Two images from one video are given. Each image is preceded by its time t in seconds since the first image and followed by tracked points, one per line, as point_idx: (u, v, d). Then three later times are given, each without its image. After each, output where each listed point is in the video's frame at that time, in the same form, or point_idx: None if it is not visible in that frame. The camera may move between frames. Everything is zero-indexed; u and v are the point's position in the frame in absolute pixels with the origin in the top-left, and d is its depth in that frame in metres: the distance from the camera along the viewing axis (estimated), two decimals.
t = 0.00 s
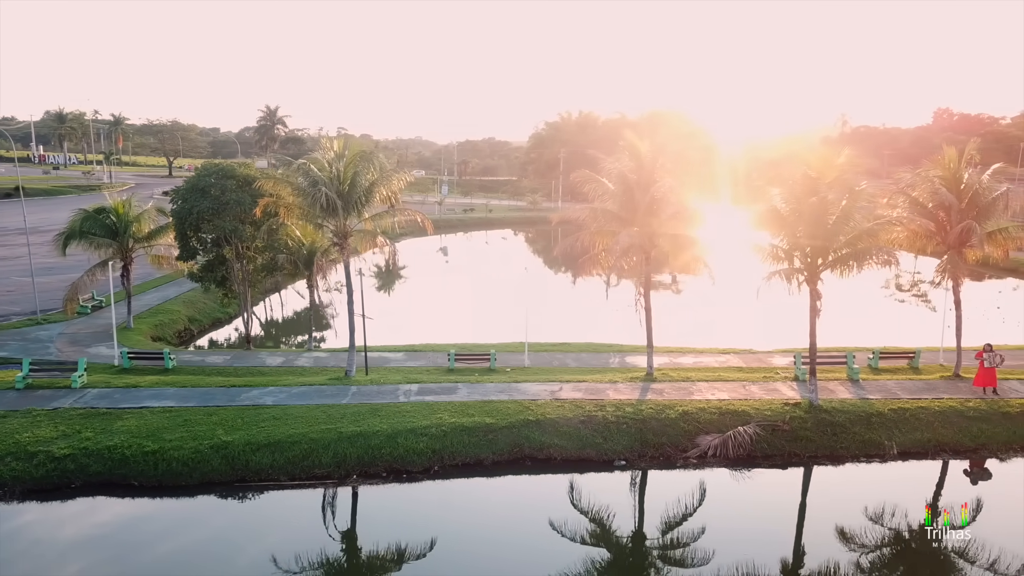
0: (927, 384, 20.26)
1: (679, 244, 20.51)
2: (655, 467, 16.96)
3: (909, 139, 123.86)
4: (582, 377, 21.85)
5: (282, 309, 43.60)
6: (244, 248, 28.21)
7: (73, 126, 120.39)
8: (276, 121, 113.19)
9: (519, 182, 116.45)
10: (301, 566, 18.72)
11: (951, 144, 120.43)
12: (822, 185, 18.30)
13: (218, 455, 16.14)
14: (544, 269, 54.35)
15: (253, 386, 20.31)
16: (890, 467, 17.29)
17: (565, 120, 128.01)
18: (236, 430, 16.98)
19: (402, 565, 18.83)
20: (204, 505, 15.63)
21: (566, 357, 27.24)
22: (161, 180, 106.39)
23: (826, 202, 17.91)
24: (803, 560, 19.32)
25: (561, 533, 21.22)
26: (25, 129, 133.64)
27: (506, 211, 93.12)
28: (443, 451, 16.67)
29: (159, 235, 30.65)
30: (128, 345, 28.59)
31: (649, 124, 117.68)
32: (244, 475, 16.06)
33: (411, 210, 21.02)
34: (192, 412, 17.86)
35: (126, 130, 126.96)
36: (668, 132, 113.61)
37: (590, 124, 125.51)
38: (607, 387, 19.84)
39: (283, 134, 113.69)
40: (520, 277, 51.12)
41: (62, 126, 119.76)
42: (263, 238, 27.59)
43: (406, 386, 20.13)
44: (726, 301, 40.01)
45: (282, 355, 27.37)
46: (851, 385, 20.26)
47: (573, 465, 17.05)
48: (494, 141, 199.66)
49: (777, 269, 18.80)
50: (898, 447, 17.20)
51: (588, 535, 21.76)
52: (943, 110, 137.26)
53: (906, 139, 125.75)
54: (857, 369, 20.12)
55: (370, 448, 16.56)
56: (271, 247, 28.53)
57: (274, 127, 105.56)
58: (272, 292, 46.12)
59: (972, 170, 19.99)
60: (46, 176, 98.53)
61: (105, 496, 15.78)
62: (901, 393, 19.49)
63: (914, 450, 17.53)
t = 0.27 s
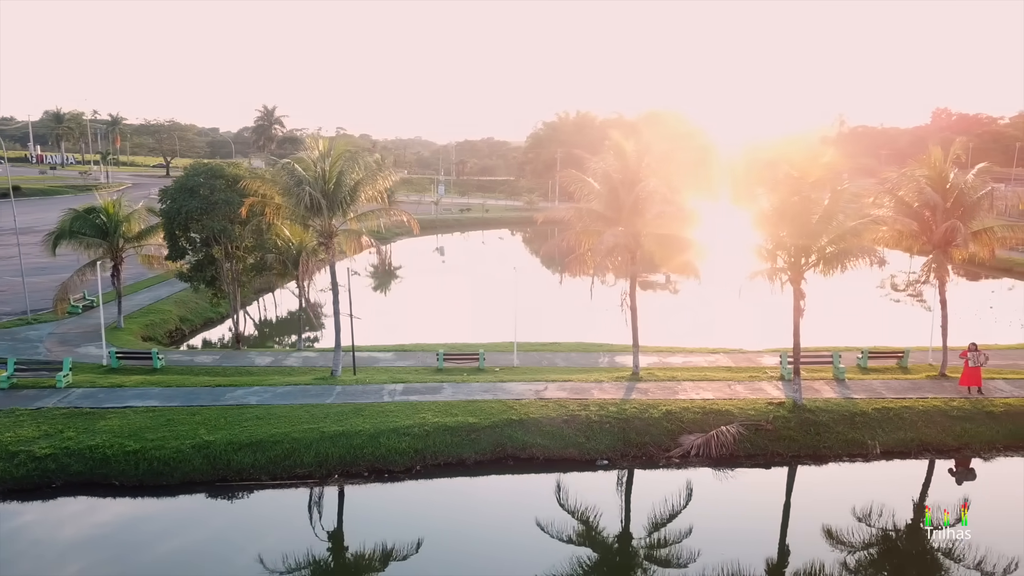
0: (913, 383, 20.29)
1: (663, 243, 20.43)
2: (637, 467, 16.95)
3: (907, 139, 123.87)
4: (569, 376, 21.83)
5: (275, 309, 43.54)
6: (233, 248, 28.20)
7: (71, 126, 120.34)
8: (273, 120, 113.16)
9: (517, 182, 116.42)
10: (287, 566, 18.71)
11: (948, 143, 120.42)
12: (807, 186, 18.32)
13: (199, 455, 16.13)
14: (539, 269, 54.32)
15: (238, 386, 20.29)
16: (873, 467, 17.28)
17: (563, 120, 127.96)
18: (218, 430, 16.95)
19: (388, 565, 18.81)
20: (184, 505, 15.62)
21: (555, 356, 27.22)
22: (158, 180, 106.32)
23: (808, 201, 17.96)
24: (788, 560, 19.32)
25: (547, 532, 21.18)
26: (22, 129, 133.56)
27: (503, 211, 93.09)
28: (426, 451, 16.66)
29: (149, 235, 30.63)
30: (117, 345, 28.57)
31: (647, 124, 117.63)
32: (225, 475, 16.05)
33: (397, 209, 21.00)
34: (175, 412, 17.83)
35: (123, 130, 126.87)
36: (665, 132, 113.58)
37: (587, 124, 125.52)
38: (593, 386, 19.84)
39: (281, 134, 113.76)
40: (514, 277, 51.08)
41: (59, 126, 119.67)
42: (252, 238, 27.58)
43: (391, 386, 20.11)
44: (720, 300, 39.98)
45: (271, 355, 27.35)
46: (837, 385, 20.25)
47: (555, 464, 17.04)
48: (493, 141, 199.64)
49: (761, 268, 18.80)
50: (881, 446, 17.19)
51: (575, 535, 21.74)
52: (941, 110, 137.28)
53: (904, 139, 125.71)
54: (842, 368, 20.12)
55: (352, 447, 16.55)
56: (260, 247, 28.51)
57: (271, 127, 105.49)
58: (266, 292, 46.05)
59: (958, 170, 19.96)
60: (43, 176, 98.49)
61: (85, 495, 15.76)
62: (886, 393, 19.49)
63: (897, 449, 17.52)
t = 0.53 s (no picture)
0: (898, 383, 20.28)
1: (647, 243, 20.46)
2: (619, 466, 16.95)
3: (905, 139, 123.90)
4: (556, 376, 21.83)
5: (268, 309, 43.51)
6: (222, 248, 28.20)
7: (67, 125, 120.27)
8: (270, 120, 113.11)
9: (514, 181, 116.38)
10: (274, 565, 18.71)
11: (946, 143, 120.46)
12: (788, 186, 18.31)
13: (181, 455, 16.12)
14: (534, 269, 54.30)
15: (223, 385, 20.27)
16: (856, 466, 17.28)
17: (560, 120, 127.92)
18: (200, 430, 16.93)
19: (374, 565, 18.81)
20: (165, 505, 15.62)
21: (544, 356, 27.21)
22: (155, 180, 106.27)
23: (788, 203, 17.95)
24: (772, 560, 19.32)
25: (533, 532, 21.16)
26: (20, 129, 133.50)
27: (500, 211, 93.09)
28: (408, 450, 16.67)
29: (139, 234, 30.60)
30: (107, 345, 28.55)
31: (645, 124, 117.59)
32: (207, 474, 16.06)
33: (383, 209, 21.02)
34: (158, 411, 17.81)
35: (121, 129, 126.81)
36: (662, 132, 113.52)
37: (584, 124, 125.52)
38: (577, 386, 19.84)
39: (278, 134, 113.84)
40: (508, 277, 51.06)
41: (56, 126, 119.59)
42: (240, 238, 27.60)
43: (376, 386, 20.11)
44: (714, 300, 39.98)
45: (260, 354, 27.33)
46: (822, 385, 20.25)
47: (537, 464, 17.05)
48: (491, 141, 199.61)
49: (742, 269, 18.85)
50: (864, 446, 17.19)
51: (561, 535, 21.72)
52: (939, 110, 137.33)
53: (901, 139, 125.79)
54: (827, 368, 20.12)
55: (333, 447, 16.56)
56: (249, 247, 28.54)
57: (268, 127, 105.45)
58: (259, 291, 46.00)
59: (942, 169, 19.97)
60: (39, 176, 98.45)
61: (66, 495, 15.76)
62: (870, 393, 19.49)
63: (880, 449, 17.51)
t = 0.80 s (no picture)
0: (883, 383, 20.27)
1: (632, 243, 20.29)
2: (601, 465, 16.96)
3: (903, 139, 123.86)
4: (542, 375, 21.83)
5: (261, 308, 43.51)
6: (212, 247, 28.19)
7: (65, 126, 120.37)
8: (268, 120, 113.82)
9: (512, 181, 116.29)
10: (260, 565, 18.69)
11: (944, 143, 120.37)
12: (770, 185, 18.20)
13: (162, 454, 16.12)
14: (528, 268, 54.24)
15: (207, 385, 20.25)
16: (838, 465, 17.28)
17: (558, 120, 127.87)
18: (182, 429, 16.92)
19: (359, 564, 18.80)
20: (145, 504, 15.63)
21: (533, 355, 27.18)
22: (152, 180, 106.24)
23: (768, 202, 17.89)
24: (756, 559, 19.32)
25: (518, 532, 21.15)
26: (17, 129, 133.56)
27: (497, 211, 93.04)
28: (390, 450, 16.68)
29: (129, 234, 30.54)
30: (96, 345, 28.54)
31: (642, 124, 117.56)
32: (187, 473, 16.06)
33: (368, 208, 21.02)
34: (141, 411, 17.79)
35: (118, 130, 126.77)
36: (659, 132, 113.50)
37: (582, 124, 125.46)
38: (562, 385, 19.85)
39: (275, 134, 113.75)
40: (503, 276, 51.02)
41: (53, 126, 119.60)
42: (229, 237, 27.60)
43: (361, 385, 20.11)
44: (706, 299, 39.91)
45: (249, 354, 27.31)
46: (808, 384, 20.25)
47: (519, 463, 17.06)
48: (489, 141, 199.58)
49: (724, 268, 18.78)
50: (846, 445, 17.18)
51: (547, 535, 21.71)
52: (937, 110, 137.23)
53: (900, 138, 125.70)
54: (812, 367, 20.12)
55: (315, 447, 16.55)
56: (238, 247, 28.53)
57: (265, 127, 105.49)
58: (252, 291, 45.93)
59: (927, 169, 19.96)
60: (36, 177, 98.46)
61: (47, 494, 15.76)
62: (855, 392, 19.49)
63: (863, 448, 17.50)
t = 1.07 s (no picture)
0: (868, 382, 20.27)
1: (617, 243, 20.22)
2: (583, 465, 16.97)
3: (901, 139, 123.79)
4: (528, 375, 21.84)
5: (255, 308, 43.55)
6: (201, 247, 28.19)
7: (62, 126, 120.33)
8: (265, 120, 113.83)
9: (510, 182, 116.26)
10: (247, 565, 18.67)
11: (942, 143, 120.38)
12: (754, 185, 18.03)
13: (143, 454, 16.12)
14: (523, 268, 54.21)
15: (193, 385, 20.26)
16: (821, 465, 17.28)
17: (556, 120, 127.82)
18: (165, 429, 16.92)
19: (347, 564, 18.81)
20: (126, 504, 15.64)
21: (522, 355, 27.17)
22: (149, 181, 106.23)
23: (751, 201, 17.73)
24: (741, 559, 19.34)
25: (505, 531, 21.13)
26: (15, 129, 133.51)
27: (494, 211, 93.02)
28: (372, 450, 16.68)
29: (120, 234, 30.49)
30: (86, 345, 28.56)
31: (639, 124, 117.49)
32: (169, 473, 16.07)
33: (354, 207, 21.06)
34: (125, 411, 17.78)
35: (115, 130, 126.74)
36: (657, 131, 113.40)
37: (580, 124, 125.41)
38: (548, 385, 19.85)
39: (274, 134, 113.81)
40: (497, 276, 50.99)
41: (50, 126, 119.54)
42: (219, 237, 27.61)
43: (346, 385, 20.11)
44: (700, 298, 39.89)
45: (238, 354, 27.31)
46: (793, 384, 20.27)
47: (502, 463, 17.06)
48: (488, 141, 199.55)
49: (708, 268, 18.58)
50: (829, 445, 17.18)
51: (533, 534, 21.70)
52: (936, 110, 137.16)
53: (898, 138, 125.75)
54: (797, 367, 20.15)
55: (297, 447, 16.56)
56: (227, 247, 28.56)
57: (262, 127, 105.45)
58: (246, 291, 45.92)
59: (912, 169, 19.96)
60: (33, 177, 98.46)
61: (28, 494, 15.77)
62: (840, 392, 19.51)
63: (845, 448, 17.51)
